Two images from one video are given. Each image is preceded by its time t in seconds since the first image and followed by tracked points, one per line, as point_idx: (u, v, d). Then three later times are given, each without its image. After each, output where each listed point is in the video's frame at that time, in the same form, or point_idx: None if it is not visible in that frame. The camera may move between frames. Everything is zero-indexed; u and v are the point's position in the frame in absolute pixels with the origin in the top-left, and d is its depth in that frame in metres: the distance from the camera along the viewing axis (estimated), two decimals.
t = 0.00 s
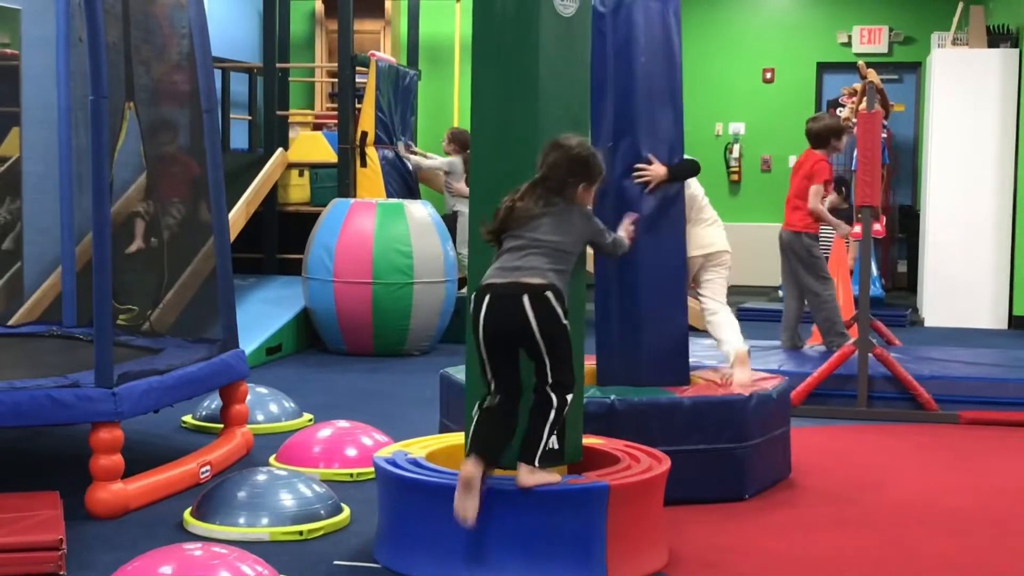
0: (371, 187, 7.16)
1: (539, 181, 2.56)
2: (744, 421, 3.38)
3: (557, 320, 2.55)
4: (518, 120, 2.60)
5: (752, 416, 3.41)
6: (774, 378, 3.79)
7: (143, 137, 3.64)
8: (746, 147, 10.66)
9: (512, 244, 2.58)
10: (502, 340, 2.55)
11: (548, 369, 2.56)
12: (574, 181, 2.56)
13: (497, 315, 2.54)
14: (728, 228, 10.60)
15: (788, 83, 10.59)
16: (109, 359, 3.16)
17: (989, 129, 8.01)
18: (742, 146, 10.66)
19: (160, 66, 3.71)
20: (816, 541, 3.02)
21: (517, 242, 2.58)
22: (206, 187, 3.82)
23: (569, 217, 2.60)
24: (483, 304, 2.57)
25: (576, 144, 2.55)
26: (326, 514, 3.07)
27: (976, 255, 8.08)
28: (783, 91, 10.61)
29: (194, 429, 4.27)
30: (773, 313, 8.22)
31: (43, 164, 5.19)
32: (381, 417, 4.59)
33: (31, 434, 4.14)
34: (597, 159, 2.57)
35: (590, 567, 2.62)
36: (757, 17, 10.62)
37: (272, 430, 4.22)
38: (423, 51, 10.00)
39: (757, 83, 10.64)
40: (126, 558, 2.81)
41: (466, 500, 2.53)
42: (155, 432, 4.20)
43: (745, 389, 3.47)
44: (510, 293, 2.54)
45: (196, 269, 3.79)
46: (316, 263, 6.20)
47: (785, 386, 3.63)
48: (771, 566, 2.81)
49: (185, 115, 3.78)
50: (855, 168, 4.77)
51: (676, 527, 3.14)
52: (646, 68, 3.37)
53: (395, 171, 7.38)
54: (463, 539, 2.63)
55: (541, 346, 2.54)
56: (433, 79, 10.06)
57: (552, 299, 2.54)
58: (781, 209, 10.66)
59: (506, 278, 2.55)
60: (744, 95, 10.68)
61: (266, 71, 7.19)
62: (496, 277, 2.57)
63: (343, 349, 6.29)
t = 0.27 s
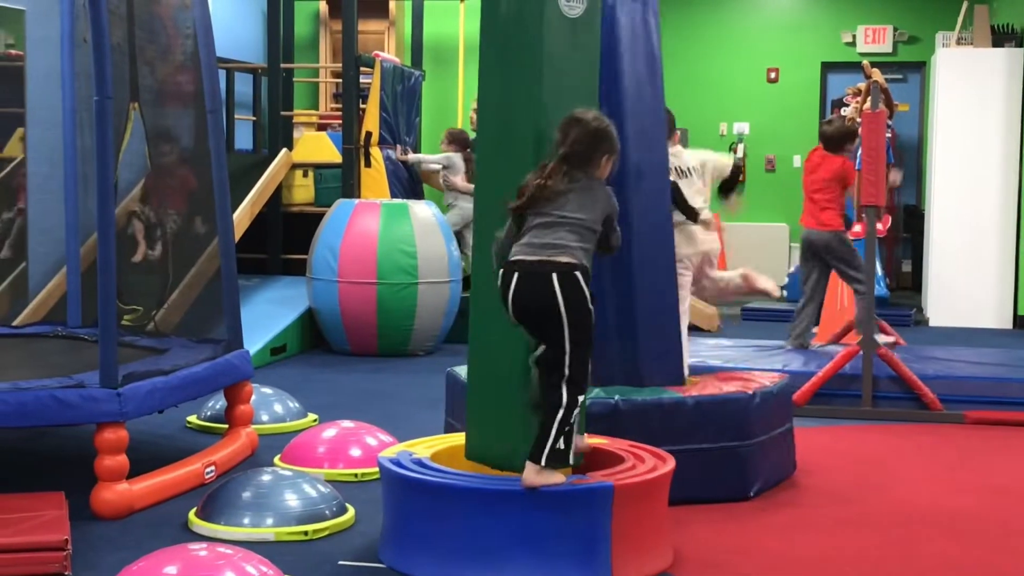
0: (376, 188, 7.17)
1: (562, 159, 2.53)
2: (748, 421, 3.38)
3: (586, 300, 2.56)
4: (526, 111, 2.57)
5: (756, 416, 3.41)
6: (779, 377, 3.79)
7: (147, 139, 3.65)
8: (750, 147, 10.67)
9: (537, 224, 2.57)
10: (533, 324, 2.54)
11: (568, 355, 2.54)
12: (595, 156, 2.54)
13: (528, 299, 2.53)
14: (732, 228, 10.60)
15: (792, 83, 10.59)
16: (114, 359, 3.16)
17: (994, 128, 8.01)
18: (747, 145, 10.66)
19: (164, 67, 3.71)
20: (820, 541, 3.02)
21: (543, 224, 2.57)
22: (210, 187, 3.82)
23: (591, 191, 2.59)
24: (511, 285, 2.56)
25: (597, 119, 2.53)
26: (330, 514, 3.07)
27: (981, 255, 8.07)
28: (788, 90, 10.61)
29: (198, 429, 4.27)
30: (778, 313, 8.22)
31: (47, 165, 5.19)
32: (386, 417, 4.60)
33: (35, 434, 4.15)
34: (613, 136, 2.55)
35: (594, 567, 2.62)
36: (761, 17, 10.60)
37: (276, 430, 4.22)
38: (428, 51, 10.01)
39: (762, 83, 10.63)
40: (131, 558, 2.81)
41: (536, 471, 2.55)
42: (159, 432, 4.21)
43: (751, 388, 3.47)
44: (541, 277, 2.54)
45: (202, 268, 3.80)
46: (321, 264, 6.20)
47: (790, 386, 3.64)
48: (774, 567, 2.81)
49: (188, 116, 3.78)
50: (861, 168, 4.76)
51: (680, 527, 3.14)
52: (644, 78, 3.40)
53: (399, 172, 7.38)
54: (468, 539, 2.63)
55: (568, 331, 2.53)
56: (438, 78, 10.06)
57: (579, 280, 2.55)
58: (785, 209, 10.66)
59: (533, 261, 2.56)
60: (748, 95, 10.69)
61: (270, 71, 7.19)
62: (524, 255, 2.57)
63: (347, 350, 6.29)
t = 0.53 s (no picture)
0: (379, 188, 7.17)
1: (603, 143, 2.57)
2: (750, 422, 3.38)
3: (600, 303, 2.55)
4: (525, 119, 2.58)
5: (759, 417, 3.41)
6: (782, 377, 3.79)
7: (149, 142, 3.66)
8: (753, 147, 10.67)
9: (562, 213, 2.59)
10: (548, 319, 2.54)
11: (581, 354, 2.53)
12: (629, 143, 2.59)
13: (546, 292, 2.53)
14: (734, 228, 10.60)
15: (795, 83, 10.59)
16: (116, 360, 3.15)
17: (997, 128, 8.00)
18: (749, 145, 10.66)
19: (167, 69, 3.72)
20: (822, 542, 3.02)
21: (570, 214, 2.58)
22: (212, 189, 3.82)
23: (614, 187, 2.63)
24: (531, 282, 2.56)
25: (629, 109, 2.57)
26: (333, 515, 3.07)
27: (984, 255, 8.07)
28: (791, 90, 10.60)
29: (200, 429, 4.27)
30: (780, 313, 8.21)
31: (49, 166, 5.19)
32: (388, 418, 4.60)
33: (37, 435, 4.15)
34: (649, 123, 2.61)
35: (597, 569, 2.62)
36: (764, 17, 10.62)
37: (279, 430, 4.22)
38: (431, 52, 10.01)
39: (764, 83, 10.64)
40: (133, 559, 2.81)
41: (540, 464, 2.54)
42: (162, 433, 4.21)
43: (754, 388, 3.47)
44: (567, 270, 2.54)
45: (205, 268, 3.79)
46: (324, 265, 6.19)
47: (794, 385, 3.64)
48: (776, 567, 2.81)
49: (190, 117, 3.78)
50: (863, 168, 4.77)
51: (683, 528, 3.14)
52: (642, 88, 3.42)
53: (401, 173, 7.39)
54: (470, 541, 2.62)
55: (578, 327, 2.52)
56: (441, 79, 10.07)
57: (588, 280, 2.55)
58: (788, 209, 10.66)
59: (557, 254, 2.56)
60: (750, 95, 10.69)
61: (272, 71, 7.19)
62: (544, 257, 2.58)
63: (349, 350, 6.29)
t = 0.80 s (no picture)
0: (381, 189, 7.16)
1: (631, 126, 2.59)
2: (751, 424, 3.38)
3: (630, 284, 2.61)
4: (542, 111, 2.59)
5: (760, 418, 3.41)
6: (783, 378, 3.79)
7: (148, 143, 3.69)
8: (753, 148, 10.67)
9: (590, 199, 2.60)
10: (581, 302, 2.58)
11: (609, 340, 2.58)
12: (654, 124, 2.62)
13: (580, 273, 2.56)
14: (735, 229, 10.60)
15: (796, 84, 10.59)
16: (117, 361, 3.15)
17: (998, 129, 8.00)
18: (750, 146, 10.66)
19: (167, 70, 3.72)
20: (823, 543, 3.02)
21: (601, 202, 2.60)
22: (212, 190, 3.79)
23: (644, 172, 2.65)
24: (562, 264, 2.59)
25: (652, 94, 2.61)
26: (333, 516, 3.07)
27: (985, 255, 8.06)
28: (792, 91, 10.60)
29: (201, 430, 4.27)
30: (780, 314, 8.21)
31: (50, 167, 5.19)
32: (389, 419, 4.60)
33: (38, 436, 4.15)
34: (671, 106, 2.65)
35: (598, 570, 2.62)
36: (764, 18, 10.62)
37: (279, 432, 4.22)
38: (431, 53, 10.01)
39: (765, 84, 10.64)
40: (134, 560, 2.81)
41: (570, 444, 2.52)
42: (162, 433, 4.21)
43: (755, 389, 3.47)
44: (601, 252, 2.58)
45: (205, 270, 3.78)
46: (324, 265, 6.18)
47: (796, 387, 3.63)
48: (777, 568, 2.81)
49: (191, 118, 3.77)
50: (864, 169, 4.77)
51: (684, 529, 3.13)
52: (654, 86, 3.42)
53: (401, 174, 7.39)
54: (471, 543, 2.62)
55: (608, 308, 2.58)
56: (442, 80, 10.07)
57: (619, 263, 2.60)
58: (789, 211, 10.66)
59: (588, 237, 2.59)
60: (751, 96, 10.69)
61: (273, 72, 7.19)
62: (571, 239, 2.61)
63: (350, 351, 6.29)
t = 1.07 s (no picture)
0: (381, 189, 7.15)
1: (639, 119, 2.59)
2: (752, 425, 3.38)
3: (652, 278, 2.63)
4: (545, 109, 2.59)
5: (760, 419, 3.40)
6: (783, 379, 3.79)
7: (152, 143, 3.66)
8: (753, 149, 10.67)
9: (600, 196, 2.60)
10: (608, 301, 2.58)
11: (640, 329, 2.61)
12: (659, 117, 2.62)
13: (605, 271, 2.56)
14: (736, 230, 10.60)
15: (797, 84, 10.59)
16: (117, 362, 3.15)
17: (998, 130, 8.00)
18: (749, 147, 10.67)
19: (167, 71, 3.71)
20: (824, 544, 3.02)
21: (613, 199, 2.60)
22: (212, 191, 3.81)
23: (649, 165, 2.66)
24: (583, 261, 2.58)
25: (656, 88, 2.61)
26: (334, 517, 3.07)
27: (986, 256, 8.06)
28: (793, 92, 10.61)
29: (201, 431, 4.27)
30: (780, 315, 8.21)
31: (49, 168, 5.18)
32: (389, 420, 4.60)
33: (38, 436, 4.15)
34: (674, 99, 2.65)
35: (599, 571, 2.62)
36: (764, 18, 10.62)
37: (279, 432, 4.22)
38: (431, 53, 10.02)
39: (765, 85, 10.64)
40: (135, 561, 2.81)
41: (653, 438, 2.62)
42: (163, 434, 4.21)
43: (755, 389, 3.47)
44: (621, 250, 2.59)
45: (205, 271, 3.79)
46: (324, 266, 6.18)
47: (796, 388, 3.63)
48: (777, 568, 2.81)
49: (191, 118, 3.77)
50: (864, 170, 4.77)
51: (684, 530, 3.13)
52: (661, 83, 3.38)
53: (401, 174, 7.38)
54: (471, 544, 2.62)
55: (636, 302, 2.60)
56: (442, 81, 10.07)
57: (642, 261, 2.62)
58: (789, 212, 10.66)
59: (606, 233, 2.59)
60: (751, 97, 10.70)
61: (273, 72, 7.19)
62: (591, 237, 2.60)
63: (350, 352, 6.30)
